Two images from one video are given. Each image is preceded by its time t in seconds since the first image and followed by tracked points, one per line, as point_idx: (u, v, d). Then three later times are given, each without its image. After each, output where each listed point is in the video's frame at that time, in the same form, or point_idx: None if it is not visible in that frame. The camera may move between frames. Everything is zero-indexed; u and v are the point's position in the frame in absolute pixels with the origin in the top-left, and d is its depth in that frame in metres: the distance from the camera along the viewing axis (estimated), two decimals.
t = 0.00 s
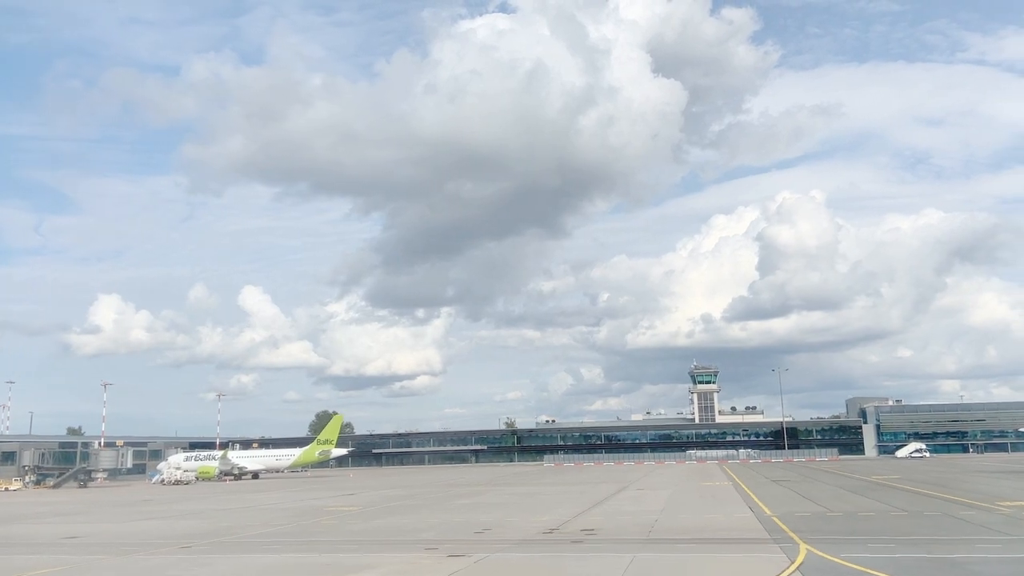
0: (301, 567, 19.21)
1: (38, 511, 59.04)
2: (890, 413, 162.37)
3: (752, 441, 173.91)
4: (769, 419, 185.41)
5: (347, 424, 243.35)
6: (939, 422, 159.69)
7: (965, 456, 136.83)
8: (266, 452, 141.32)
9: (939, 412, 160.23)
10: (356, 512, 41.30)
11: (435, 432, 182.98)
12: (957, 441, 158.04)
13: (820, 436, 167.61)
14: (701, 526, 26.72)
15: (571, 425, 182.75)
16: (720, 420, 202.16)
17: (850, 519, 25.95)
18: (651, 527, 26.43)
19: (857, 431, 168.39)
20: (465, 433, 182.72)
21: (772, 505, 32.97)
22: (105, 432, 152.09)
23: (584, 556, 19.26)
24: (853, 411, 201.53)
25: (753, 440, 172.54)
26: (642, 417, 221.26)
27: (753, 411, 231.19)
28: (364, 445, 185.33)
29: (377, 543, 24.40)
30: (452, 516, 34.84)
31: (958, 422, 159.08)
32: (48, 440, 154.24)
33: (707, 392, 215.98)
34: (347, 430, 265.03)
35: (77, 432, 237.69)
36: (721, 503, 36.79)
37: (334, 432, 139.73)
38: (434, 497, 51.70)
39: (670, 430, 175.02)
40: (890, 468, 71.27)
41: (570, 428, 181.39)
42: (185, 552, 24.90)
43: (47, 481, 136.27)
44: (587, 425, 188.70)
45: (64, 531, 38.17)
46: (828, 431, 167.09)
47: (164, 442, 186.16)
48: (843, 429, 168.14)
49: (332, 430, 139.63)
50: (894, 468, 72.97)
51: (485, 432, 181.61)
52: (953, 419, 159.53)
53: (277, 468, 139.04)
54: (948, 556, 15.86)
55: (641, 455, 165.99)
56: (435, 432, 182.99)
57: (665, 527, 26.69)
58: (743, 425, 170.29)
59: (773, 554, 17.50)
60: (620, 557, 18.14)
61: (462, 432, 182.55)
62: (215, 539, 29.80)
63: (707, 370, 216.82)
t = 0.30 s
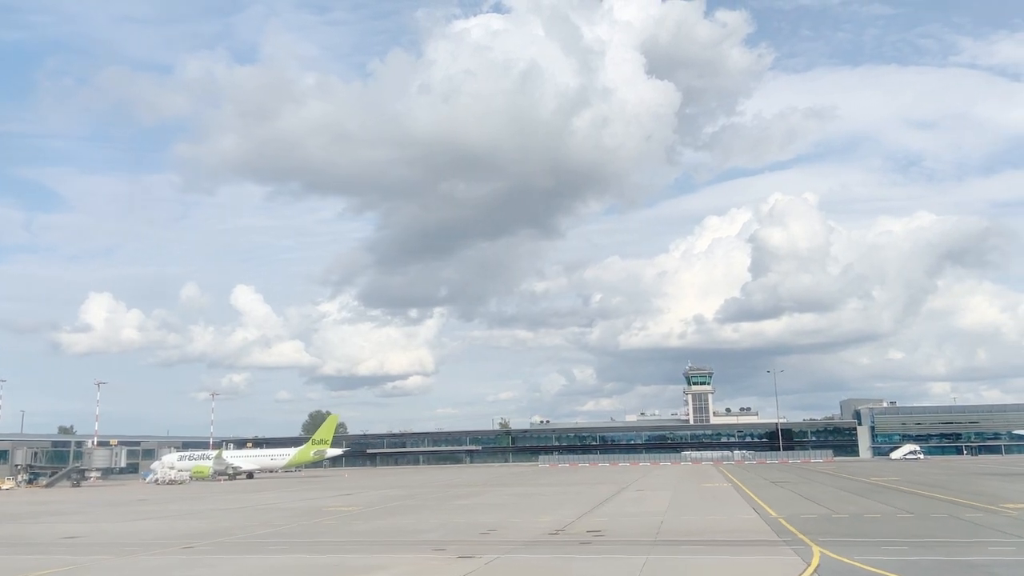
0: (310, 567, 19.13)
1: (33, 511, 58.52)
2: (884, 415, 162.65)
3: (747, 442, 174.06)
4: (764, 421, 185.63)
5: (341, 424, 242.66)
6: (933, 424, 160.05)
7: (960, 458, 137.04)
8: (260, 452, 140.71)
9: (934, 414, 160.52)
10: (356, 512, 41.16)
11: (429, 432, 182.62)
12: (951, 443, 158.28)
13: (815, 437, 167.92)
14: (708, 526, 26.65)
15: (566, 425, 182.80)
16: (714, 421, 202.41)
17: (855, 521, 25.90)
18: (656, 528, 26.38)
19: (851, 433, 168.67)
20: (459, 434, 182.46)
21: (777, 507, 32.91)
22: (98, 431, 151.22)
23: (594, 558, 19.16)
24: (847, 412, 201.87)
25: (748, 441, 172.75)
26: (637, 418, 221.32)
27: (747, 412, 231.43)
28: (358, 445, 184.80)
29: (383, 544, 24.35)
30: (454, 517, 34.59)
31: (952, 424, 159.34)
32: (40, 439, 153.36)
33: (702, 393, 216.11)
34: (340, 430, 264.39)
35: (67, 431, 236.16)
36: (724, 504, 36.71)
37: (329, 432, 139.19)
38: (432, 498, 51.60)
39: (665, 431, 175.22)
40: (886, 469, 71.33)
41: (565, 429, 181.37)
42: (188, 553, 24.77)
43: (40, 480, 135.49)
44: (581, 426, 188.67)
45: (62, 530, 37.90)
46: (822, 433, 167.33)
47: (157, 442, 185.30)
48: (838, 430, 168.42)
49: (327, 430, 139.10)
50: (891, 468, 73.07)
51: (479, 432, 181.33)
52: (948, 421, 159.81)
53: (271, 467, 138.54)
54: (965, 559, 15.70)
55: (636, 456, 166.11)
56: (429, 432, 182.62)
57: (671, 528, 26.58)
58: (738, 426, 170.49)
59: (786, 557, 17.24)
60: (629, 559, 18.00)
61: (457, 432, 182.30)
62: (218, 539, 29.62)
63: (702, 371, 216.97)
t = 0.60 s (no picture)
0: (318, 568, 19.02)
1: (26, 510, 58.03)
2: (877, 416, 163.14)
3: (740, 442, 174.42)
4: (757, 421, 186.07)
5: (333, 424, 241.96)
6: (926, 425, 160.60)
7: (953, 459, 137.60)
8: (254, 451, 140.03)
9: (926, 415, 161.05)
10: (356, 512, 41.04)
11: (423, 432, 182.30)
12: (944, 444, 158.79)
13: (808, 438, 168.39)
14: (713, 526, 26.77)
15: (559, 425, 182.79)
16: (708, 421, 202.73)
17: (860, 521, 26.06)
18: (662, 528, 26.45)
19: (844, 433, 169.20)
20: (453, 433, 182.16)
21: (780, 507, 32.99)
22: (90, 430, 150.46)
23: (605, 557, 19.16)
24: (840, 412, 202.52)
25: (741, 442, 173.17)
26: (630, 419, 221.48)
27: (740, 412, 231.97)
28: (350, 445, 184.28)
29: (388, 544, 24.28)
30: (454, 517, 34.39)
31: (944, 425, 159.87)
32: (31, 438, 152.32)
33: (696, 394, 216.43)
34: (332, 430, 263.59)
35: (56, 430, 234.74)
36: (725, 504, 36.80)
37: (323, 431, 138.64)
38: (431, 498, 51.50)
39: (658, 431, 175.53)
40: (880, 470, 71.72)
41: (559, 429, 181.37)
42: (191, 553, 24.64)
43: (31, 479, 134.59)
44: (574, 426, 188.72)
45: (58, 529, 37.61)
46: (815, 434, 167.84)
47: (149, 441, 184.36)
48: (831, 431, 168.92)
49: (321, 429, 138.56)
50: (885, 469, 73.55)
51: (473, 432, 181.07)
52: (941, 422, 160.31)
53: (265, 467, 138.00)
54: (978, 561, 15.78)
55: (630, 456, 166.30)
56: (423, 432, 182.30)
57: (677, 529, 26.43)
58: (732, 426, 170.89)
59: (797, 558, 17.29)
60: (641, 559, 18.00)
61: (450, 432, 182.01)
62: (220, 539, 29.48)
63: (695, 371, 217.32)
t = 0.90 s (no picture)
0: (323, 568, 18.90)
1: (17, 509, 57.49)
2: (866, 416, 163.92)
3: (731, 442, 174.87)
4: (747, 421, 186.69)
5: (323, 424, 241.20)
6: (915, 425, 161.45)
7: (942, 459, 138.34)
8: (244, 450, 139.32)
9: (915, 415, 161.97)
10: (353, 512, 40.77)
11: (414, 432, 181.96)
12: (932, 444, 159.60)
13: (798, 438, 168.97)
14: (715, 526, 26.74)
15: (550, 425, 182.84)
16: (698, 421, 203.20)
17: (862, 522, 26.09)
18: (665, 529, 26.37)
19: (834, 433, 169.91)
20: (443, 433, 181.89)
21: (780, 507, 32.96)
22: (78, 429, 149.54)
23: (612, 557, 19.07)
24: (829, 412, 203.39)
25: (732, 441, 173.68)
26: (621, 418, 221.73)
27: (730, 412, 232.66)
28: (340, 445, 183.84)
29: (390, 544, 24.12)
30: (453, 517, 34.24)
31: (933, 425, 160.77)
32: (18, 437, 151.06)
33: (686, 394, 216.88)
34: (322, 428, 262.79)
35: (42, 429, 233.14)
36: (723, 504, 36.75)
37: (314, 430, 137.94)
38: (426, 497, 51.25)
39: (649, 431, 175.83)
40: (873, 470, 71.88)
41: (549, 428, 181.42)
42: (191, 553, 24.39)
43: (19, 477, 133.54)
44: (565, 425, 188.80)
45: (51, 529, 37.16)
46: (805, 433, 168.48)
47: (138, 440, 183.16)
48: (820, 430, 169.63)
49: (312, 428, 137.93)
50: (878, 469, 73.77)
51: (464, 432, 180.81)
52: (929, 422, 161.22)
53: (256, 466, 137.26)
54: (989, 561, 15.75)
55: (621, 455, 166.49)
56: (414, 432, 181.95)
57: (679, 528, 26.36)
58: (722, 426, 171.40)
59: (807, 559, 17.24)
60: (650, 559, 17.92)
61: (441, 431, 181.73)
62: (218, 538, 29.22)
63: (686, 371, 217.81)
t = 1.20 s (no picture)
0: (325, 568, 18.66)
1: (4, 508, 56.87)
2: (854, 416, 164.78)
3: (720, 441, 175.33)
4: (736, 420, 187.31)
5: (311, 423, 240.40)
6: (903, 425, 162.35)
7: (928, 458, 139.16)
8: (232, 449, 138.52)
9: (903, 415, 162.89)
10: (347, 511, 40.40)
11: (403, 431, 181.54)
12: (920, 443, 160.56)
13: (786, 437, 169.56)
14: (717, 526, 26.53)
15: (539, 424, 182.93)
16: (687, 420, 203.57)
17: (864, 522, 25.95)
18: (665, 529, 26.17)
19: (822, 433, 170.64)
20: (432, 432, 181.56)
21: (778, 507, 32.78)
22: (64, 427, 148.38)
23: (618, 558, 18.90)
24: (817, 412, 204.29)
25: (721, 441, 174.16)
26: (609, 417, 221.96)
27: (719, 411, 233.34)
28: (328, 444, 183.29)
29: (390, 544, 23.84)
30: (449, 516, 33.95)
31: (921, 425, 161.73)
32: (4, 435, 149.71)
33: (675, 393, 217.30)
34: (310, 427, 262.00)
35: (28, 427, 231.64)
36: (719, 504, 36.56)
37: (303, 429, 137.02)
38: (419, 497, 50.86)
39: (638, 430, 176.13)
40: (865, 470, 71.28)
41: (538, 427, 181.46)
42: (188, 553, 24.05)
43: (5, 476, 132.36)
44: (554, 424, 188.85)
45: (42, 528, 36.62)
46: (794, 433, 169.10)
47: (124, 439, 181.91)
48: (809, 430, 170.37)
49: (301, 426, 137.04)
50: (869, 468, 73.67)
51: (453, 431, 180.52)
52: (917, 422, 162.16)
53: (244, 464, 136.37)
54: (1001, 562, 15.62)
55: (610, 454, 166.72)
56: (402, 431, 181.55)
57: (680, 529, 26.16)
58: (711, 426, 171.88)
59: (817, 560, 17.08)
60: (657, 560, 17.75)
61: (430, 430, 181.38)
62: (213, 538, 28.86)
63: (675, 371, 218.27)
